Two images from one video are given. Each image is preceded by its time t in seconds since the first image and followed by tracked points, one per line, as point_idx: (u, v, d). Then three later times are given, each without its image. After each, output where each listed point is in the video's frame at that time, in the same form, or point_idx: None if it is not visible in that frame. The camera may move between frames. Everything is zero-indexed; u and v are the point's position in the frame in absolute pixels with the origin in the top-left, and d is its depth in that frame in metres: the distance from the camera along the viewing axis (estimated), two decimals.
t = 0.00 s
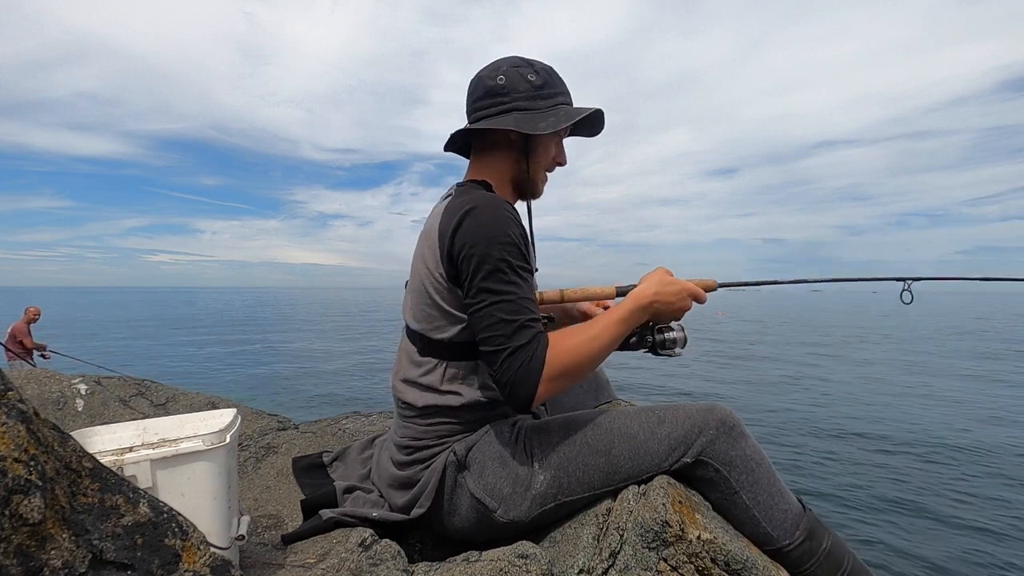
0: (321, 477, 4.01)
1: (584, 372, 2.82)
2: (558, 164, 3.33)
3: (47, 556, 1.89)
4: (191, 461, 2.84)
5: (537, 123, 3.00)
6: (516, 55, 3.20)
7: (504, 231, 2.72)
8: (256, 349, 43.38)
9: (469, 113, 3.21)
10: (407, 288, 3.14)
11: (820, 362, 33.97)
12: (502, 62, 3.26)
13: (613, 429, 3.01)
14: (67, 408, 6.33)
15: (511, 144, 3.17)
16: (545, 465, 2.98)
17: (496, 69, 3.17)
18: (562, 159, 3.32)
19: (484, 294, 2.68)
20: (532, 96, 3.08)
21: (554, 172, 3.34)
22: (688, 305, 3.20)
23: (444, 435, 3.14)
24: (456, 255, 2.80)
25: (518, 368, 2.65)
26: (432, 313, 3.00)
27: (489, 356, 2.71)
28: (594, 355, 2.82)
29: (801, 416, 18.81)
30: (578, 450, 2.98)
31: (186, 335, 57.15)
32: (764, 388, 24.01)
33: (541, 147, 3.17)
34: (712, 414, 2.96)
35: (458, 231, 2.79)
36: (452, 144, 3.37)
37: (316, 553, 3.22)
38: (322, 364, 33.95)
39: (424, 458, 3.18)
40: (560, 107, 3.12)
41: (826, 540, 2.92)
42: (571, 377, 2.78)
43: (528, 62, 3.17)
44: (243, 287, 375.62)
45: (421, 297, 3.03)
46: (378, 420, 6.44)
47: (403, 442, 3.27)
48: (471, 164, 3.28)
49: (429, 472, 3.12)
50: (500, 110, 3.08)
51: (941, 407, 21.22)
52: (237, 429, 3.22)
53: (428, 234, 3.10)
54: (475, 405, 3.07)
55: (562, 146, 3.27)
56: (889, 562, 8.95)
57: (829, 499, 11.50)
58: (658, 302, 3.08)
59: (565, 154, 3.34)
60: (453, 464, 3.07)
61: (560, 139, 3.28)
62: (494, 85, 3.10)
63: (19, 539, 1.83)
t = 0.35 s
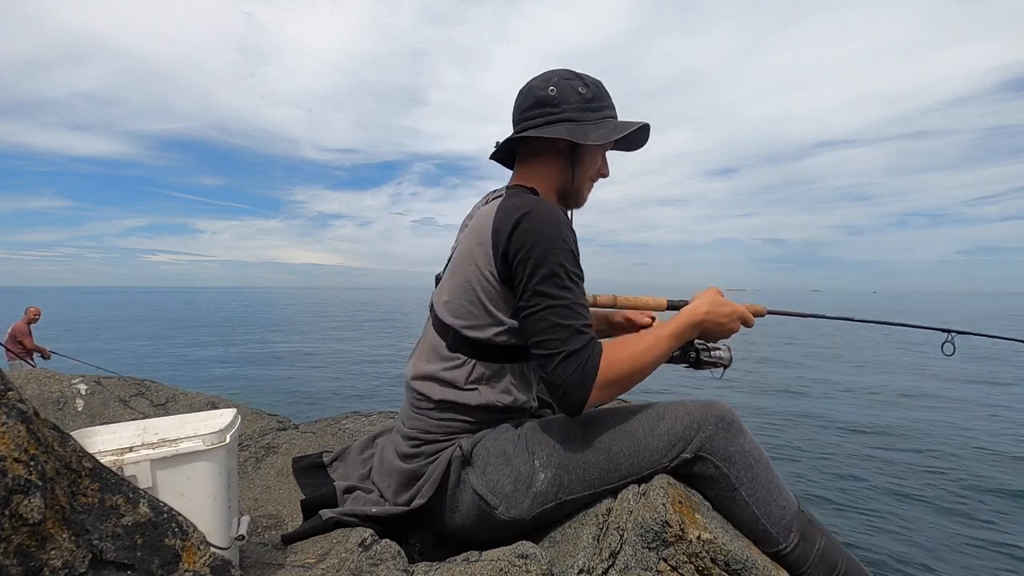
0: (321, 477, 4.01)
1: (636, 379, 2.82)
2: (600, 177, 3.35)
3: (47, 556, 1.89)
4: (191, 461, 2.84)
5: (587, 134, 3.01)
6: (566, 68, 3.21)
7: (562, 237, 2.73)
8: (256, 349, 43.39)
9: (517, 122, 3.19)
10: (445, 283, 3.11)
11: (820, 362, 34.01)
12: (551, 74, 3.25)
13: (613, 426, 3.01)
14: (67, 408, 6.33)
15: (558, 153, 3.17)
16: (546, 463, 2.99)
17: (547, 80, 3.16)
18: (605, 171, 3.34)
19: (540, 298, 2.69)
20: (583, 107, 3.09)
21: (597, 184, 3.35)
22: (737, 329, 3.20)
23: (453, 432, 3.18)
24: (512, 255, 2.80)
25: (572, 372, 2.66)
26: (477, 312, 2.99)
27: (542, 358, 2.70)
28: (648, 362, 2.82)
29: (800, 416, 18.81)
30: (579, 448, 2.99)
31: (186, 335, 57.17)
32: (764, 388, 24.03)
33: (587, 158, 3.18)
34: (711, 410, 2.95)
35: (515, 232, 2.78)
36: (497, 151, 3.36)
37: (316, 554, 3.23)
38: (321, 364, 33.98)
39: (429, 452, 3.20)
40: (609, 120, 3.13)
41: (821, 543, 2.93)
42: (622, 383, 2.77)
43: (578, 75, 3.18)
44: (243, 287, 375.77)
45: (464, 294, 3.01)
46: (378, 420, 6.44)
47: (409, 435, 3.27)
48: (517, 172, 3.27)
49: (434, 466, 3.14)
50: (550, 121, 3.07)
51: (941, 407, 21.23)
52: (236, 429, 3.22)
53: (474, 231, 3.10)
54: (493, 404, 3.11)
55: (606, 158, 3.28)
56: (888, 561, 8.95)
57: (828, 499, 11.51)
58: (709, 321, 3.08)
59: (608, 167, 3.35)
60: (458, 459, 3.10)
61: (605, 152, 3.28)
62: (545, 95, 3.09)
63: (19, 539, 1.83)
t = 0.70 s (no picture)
0: (321, 477, 4.01)
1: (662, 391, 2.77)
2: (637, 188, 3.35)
3: (47, 556, 1.90)
4: (191, 461, 2.84)
5: (628, 147, 3.01)
6: (605, 80, 3.20)
7: (601, 243, 2.72)
8: (256, 349, 43.40)
9: (555, 131, 3.19)
10: (474, 278, 3.12)
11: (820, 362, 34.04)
12: (591, 85, 3.25)
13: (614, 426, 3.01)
14: (67, 408, 6.33)
15: (597, 165, 3.17)
16: (548, 463, 2.99)
17: (587, 91, 3.15)
18: (642, 183, 3.33)
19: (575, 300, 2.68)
20: (623, 120, 3.08)
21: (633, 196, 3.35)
22: (772, 357, 3.11)
23: (459, 429, 3.19)
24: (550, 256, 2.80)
25: (602, 376, 2.65)
26: (506, 311, 2.99)
27: (571, 360, 2.69)
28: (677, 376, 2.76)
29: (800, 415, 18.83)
30: (580, 447, 2.98)
31: (186, 335, 57.17)
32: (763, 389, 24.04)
33: (626, 170, 3.18)
34: (710, 406, 2.93)
35: (554, 233, 2.79)
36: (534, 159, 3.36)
37: (316, 553, 3.23)
38: (321, 364, 34.00)
39: (433, 446, 3.21)
40: (648, 133, 3.12)
41: (819, 540, 2.92)
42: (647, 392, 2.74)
43: (618, 87, 3.17)
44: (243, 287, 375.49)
45: (495, 293, 3.01)
46: (378, 420, 6.44)
47: (416, 428, 3.28)
48: (554, 182, 3.27)
49: (438, 460, 3.15)
50: (590, 132, 3.07)
51: (940, 407, 21.26)
52: (237, 429, 3.22)
53: (506, 230, 3.11)
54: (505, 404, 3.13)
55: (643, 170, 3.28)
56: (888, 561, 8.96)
57: (827, 499, 11.52)
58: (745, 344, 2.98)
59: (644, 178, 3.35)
60: (461, 456, 3.11)
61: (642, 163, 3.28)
62: (586, 107, 3.07)
63: (19, 539, 1.84)
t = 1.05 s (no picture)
0: (321, 477, 4.00)
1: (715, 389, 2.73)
2: (658, 199, 3.35)
3: (47, 556, 1.89)
4: (191, 461, 2.84)
5: (648, 157, 3.03)
6: (631, 89, 3.22)
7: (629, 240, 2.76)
8: (256, 349, 43.40)
9: (578, 139, 3.23)
10: (492, 277, 3.13)
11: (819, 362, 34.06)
12: (616, 93, 3.27)
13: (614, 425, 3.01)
14: (67, 408, 6.33)
15: (618, 173, 3.19)
16: (549, 462, 2.98)
17: (612, 100, 3.17)
18: (663, 194, 3.34)
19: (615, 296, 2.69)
20: (646, 129, 3.10)
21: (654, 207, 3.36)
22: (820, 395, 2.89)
23: (462, 428, 3.19)
24: (579, 259, 2.80)
25: (659, 367, 2.67)
26: (524, 312, 3.01)
27: (623, 354, 2.70)
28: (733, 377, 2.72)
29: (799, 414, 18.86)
30: (582, 446, 2.98)
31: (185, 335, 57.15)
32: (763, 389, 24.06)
33: (647, 179, 3.20)
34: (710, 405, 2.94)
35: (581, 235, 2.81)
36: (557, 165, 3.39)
37: (316, 553, 3.24)
38: (321, 364, 34.01)
39: (436, 443, 3.22)
40: (672, 144, 3.13)
41: (819, 539, 2.92)
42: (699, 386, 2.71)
43: (643, 97, 3.18)
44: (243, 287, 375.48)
45: (516, 294, 3.01)
46: (378, 420, 6.45)
47: (420, 425, 3.28)
48: (574, 188, 3.30)
49: (439, 457, 3.15)
50: (612, 141, 3.10)
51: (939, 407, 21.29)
52: (237, 429, 3.22)
53: (525, 231, 3.13)
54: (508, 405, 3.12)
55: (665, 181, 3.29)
56: (888, 558, 8.97)
57: (827, 496, 11.53)
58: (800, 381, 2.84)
59: (665, 189, 3.35)
60: (463, 454, 3.11)
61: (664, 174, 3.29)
62: (609, 115, 3.11)
63: (19, 539, 1.83)
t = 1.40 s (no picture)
0: (321, 477, 4.00)
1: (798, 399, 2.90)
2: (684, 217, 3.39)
3: (47, 556, 1.89)
4: (191, 462, 2.84)
5: (675, 175, 3.08)
6: (654, 108, 3.27)
7: (668, 247, 2.89)
8: (256, 350, 43.39)
9: (602, 159, 3.28)
10: (517, 284, 3.14)
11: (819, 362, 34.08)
12: (639, 113, 3.33)
13: (614, 427, 2.99)
14: (67, 408, 6.33)
15: (645, 192, 3.23)
16: (549, 465, 2.98)
17: (635, 120, 3.23)
18: (688, 211, 3.37)
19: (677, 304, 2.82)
20: (671, 148, 3.15)
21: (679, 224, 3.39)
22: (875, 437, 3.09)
23: (462, 428, 3.22)
24: (631, 282, 2.83)
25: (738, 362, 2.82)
26: (541, 313, 3.04)
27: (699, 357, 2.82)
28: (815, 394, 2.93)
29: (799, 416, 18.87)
30: (582, 450, 2.98)
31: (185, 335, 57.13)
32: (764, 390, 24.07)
33: (674, 198, 3.24)
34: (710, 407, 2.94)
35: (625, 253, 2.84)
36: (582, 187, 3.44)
37: (316, 554, 3.25)
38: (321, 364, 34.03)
39: (436, 443, 3.25)
40: (697, 161, 3.18)
41: (818, 538, 2.92)
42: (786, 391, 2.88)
43: (667, 115, 3.23)
44: (243, 287, 375.29)
45: (544, 299, 3.03)
46: (378, 420, 6.45)
47: (422, 422, 3.30)
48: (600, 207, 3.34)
49: (439, 457, 3.18)
50: (637, 160, 3.15)
51: (939, 407, 21.31)
52: (237, 429, 3.22)
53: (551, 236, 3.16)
54: (510, 406, 3.12)
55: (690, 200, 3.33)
56: (889, 555, 8.97)
57: (828, 494, 11.54)
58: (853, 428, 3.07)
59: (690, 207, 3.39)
60: (461, 456, 3.13)
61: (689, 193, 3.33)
62: (634, 135, 3.16)
63: (19, 539, 1.83)
